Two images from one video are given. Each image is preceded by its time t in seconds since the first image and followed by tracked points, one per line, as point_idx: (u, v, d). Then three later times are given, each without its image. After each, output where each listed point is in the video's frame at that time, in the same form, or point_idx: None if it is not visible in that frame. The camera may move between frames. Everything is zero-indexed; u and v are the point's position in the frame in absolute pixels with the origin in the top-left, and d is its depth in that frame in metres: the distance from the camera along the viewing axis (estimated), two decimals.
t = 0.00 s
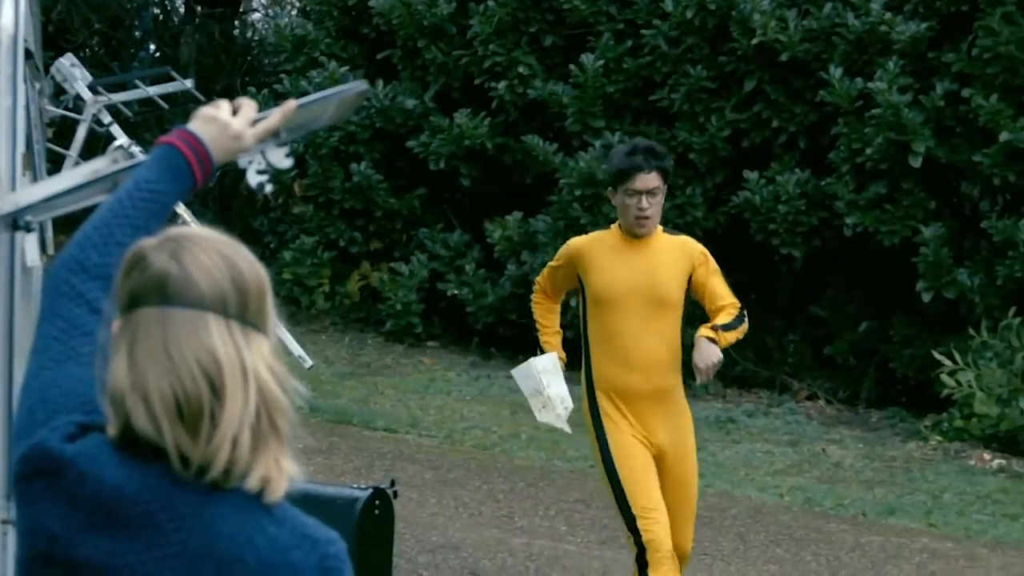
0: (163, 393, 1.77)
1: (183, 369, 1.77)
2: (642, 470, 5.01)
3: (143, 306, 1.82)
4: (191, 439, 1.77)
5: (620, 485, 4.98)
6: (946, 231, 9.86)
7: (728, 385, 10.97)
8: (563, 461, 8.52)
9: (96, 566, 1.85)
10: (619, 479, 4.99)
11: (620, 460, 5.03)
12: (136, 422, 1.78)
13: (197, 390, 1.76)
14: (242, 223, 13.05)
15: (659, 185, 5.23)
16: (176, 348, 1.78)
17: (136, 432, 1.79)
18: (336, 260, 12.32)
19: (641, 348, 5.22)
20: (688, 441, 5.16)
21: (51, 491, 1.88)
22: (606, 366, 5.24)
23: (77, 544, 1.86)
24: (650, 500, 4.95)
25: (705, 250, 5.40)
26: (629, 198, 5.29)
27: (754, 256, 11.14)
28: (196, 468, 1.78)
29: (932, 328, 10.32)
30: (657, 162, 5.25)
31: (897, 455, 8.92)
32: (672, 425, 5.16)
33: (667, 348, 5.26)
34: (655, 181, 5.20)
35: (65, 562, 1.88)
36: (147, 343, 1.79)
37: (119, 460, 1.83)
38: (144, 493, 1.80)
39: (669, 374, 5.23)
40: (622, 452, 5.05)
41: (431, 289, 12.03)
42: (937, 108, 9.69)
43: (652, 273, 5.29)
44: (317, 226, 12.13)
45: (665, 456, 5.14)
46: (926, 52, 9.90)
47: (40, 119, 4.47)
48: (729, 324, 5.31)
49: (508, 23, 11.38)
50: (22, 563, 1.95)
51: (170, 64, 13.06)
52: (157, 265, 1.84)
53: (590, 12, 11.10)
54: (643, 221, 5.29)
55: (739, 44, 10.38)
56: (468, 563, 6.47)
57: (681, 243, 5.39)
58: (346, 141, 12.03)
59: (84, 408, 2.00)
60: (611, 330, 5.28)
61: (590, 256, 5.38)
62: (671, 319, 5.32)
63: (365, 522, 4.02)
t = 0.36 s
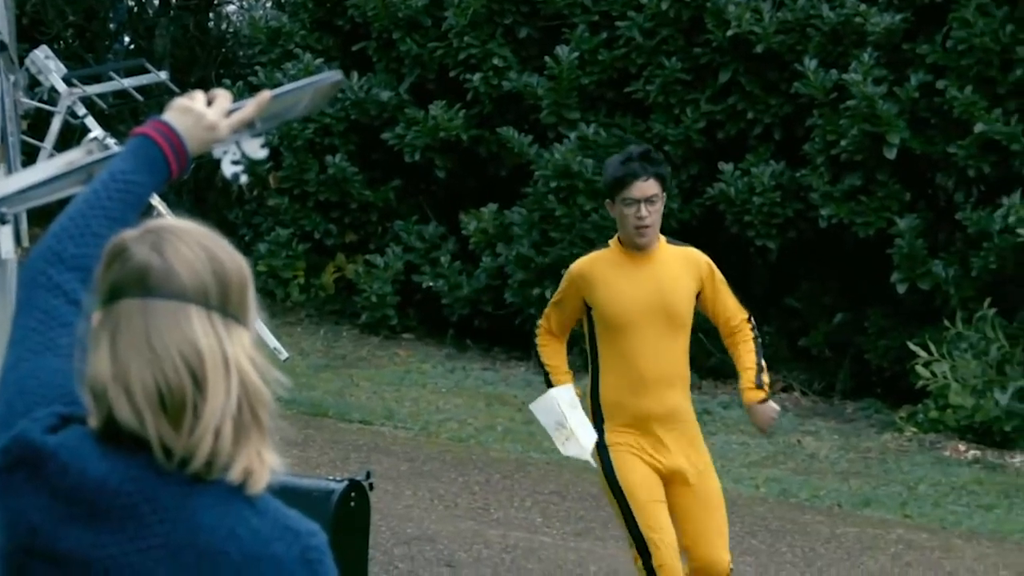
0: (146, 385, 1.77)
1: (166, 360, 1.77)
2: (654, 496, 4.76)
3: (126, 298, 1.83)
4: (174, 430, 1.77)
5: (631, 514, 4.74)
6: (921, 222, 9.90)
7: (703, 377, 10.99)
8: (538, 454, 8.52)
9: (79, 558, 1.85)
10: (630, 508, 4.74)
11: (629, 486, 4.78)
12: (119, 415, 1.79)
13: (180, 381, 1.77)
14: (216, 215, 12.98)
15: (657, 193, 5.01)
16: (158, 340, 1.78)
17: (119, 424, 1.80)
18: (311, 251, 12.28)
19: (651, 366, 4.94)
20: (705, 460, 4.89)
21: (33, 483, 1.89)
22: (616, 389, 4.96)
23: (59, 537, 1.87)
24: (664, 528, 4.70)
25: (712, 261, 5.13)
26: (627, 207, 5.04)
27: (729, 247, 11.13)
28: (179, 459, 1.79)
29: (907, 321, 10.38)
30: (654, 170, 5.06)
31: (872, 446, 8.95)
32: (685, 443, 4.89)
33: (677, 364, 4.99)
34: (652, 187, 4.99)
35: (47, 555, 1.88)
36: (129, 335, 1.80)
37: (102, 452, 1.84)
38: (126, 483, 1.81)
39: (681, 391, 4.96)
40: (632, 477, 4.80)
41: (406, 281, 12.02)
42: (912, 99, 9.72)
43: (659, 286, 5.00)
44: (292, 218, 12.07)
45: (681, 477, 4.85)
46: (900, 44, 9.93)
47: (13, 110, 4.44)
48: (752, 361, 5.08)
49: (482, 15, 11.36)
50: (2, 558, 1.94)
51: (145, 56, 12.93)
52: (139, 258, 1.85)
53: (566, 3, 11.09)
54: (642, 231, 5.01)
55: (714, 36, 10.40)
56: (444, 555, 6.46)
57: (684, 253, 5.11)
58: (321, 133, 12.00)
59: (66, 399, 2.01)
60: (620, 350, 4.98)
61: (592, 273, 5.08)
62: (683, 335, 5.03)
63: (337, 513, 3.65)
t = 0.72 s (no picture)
0: (125, 375, 1.77)
1: (145, 351, 1.77)
2: (649, 499, 4.73)
3: (103, 289, 1.83)
4: (154, 422, 1.78)
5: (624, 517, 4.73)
6: (895, 212, 9.95)
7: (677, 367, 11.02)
8: (513, 444, 8.53)
9: (60, 549, 1.85)
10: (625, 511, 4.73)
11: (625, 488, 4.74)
12: (98, 406, 1.79)
13: (160, 372, 1.77)
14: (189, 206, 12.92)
15: (664, 188, 4.92)
16: (138, 331, 1.78)
17: (99, 415, 1.80)
18: (285, 242, 12.24)
19: (655, 367, 4.84)
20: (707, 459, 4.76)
21: (11, 474, 1.88)
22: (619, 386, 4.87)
23: (39, 527, 1.87)
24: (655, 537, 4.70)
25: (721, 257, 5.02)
26: (633, 203, 4.93)
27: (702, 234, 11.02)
28: (159, 450, 1.79)
29: (880, 311, 10.45)
30: (661, 165, 4.97)
31: (845, 436, 8.99)
32: (686, 443, 4.76)
33: (683, 363, 4.89)
34: (660, 182, 4.91)
35: (28, 546, 1.89)
36: (107, 326, 1.80)
37: (80, 443, 1.83)
38: (106, 473, 1.81)
39: (685, 390, 4.86)
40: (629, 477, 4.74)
41: (380, 272, 12.00)
42: (885, 89, 9.75)
43: (665, 284, 4.89)
44: (265, 209, 12.02)
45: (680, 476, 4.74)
46: (873, 34, 9.96)
47: None
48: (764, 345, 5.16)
49: (455, 5, 11.35)
50: None
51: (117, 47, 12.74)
52: (117, 249, 1.84)
53: None
54: (650, 227, 4.89)
55: (687, 26, 10.42)
56: (418, 546, 6.45)
57: (693, 249, 4.99)
58: (295, 124, 11.96)
59: (42, 389, 2.00)
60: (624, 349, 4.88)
61: (599, 270, 4.93)
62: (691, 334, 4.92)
63: (310, 504, 3.48)
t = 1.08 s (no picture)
0: (97, 367, 1.77)
1: (117, 342, 1.76)
2: (644, 507, 4.42)
3: (74, 281, 1.82)
4: (126, 413, 1.77)
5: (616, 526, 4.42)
6: (865, 205, 10.00)
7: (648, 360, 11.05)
8: (483, 437, 8.53)
9: (34, 541, 1.85)
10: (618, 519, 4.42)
11: (617, 495, 4.43)
12: (70, 398, 1.78)
13: (132, 364, 1.76)
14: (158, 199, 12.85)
15: (672, 184, 4.60)
16: (109, 323, 1.77)
17: (70, 407, 1.79)
18: (255, 235, 12.20)
19: (656, 363, 4.55)
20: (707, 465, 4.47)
21: None
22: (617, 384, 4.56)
23: (12, 520, 1.86)
24: (649, 547, 4.39)
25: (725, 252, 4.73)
26: (639, 198, 4.62)
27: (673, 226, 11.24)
28: (133, 442, 1.78)
29: (850, 303, 10.46)
30: (671, 161, 4.67)
31: (816, 429, 9.03)
32: (686, 447, 4.47)
33: (685, 360, 4.60)
34: (668, 178, 4.59)
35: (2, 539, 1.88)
36: (78, 318, 1.79)
37: (52, 435, 1.83)
38: (79, 466, 1.80)
39: (686, 389, 4.57)
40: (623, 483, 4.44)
41: (350, 265, 11.97)
42: (855, 83, 9.78)
43: (669, 281, 4.58)
44: (235, 202, 11.98)
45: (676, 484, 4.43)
46: (844, 27, 9.93)
47: None
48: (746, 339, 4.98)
49: None
50: None
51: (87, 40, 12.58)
52: (87, 241, 1.84)
53: None
54: (654, 224, 4.57)
55: (657, 19, 10.44)
56: (389, 539, 6.45)
57: (698, 243, 4.69)
58: (265, 117, 11.91)
59: (13, 381, 2.00)
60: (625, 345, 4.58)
61: (601, 262, 4.61)
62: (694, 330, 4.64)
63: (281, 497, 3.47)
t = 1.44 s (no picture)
0: (69, 360, 1.77)
1: (89, 335, 1.77)
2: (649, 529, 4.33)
3: (45, 274, 1.83)
4: (99, 405, 1.77)
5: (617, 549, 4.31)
6: (836, 198, 10.05)
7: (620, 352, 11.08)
8: (454, 430, 8.54)
9: (6, 534, 1.85)
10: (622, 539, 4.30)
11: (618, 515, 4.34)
12: (43, 390, 1.78)
13: (104, 357, 1.77)
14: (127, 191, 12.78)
15: (673, 186, 4.54)
16: (80, 314, 1.78)
17: (43, 399, 1.79)
18: (225, 228, 12.17)
19: (654, 379, 4.45)
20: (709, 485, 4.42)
21: None
22: (614, 403, 4.47)
23: None
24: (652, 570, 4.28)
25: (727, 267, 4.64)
26: (639, 199, 4.56)
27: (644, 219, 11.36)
28: (105, 434, 1.78)
29: (821, 295, 10.52)
30: (672, 164, 4.61)
31: (786, 421, 9.08)
32: (687, 464, 4.41)
33: (685, 378, 4.49)
34: (668, 179, 4.54)
35: None
36: (50, 311, 1.79)
37: (24, 427, 1.83)
38: (52, 457, 1.81)
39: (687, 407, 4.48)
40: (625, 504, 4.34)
41: (321, 258, 11.96)
42: (826, 75, 9.82)
43: (670, 293, 4.50)
44: (206, 194, 11.92)
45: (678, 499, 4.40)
46: (815, 19, 9.97)
47: None
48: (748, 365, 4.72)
49: None
50: None
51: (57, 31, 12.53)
52: (58, 233, 1.84)
53: None
54: (653, 225, 4.50)
55: (628, 12, 10.45)
56: (360, 532, 6.45)
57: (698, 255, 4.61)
58: (235, 109, 11.87)
59: None
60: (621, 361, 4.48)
61: (597, 274, 4.54)
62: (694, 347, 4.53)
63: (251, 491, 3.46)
